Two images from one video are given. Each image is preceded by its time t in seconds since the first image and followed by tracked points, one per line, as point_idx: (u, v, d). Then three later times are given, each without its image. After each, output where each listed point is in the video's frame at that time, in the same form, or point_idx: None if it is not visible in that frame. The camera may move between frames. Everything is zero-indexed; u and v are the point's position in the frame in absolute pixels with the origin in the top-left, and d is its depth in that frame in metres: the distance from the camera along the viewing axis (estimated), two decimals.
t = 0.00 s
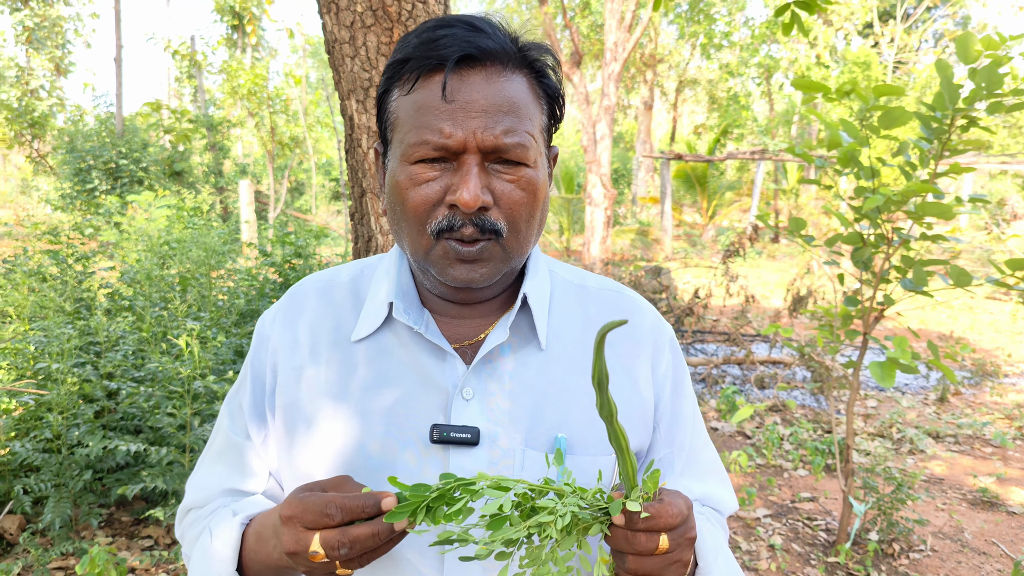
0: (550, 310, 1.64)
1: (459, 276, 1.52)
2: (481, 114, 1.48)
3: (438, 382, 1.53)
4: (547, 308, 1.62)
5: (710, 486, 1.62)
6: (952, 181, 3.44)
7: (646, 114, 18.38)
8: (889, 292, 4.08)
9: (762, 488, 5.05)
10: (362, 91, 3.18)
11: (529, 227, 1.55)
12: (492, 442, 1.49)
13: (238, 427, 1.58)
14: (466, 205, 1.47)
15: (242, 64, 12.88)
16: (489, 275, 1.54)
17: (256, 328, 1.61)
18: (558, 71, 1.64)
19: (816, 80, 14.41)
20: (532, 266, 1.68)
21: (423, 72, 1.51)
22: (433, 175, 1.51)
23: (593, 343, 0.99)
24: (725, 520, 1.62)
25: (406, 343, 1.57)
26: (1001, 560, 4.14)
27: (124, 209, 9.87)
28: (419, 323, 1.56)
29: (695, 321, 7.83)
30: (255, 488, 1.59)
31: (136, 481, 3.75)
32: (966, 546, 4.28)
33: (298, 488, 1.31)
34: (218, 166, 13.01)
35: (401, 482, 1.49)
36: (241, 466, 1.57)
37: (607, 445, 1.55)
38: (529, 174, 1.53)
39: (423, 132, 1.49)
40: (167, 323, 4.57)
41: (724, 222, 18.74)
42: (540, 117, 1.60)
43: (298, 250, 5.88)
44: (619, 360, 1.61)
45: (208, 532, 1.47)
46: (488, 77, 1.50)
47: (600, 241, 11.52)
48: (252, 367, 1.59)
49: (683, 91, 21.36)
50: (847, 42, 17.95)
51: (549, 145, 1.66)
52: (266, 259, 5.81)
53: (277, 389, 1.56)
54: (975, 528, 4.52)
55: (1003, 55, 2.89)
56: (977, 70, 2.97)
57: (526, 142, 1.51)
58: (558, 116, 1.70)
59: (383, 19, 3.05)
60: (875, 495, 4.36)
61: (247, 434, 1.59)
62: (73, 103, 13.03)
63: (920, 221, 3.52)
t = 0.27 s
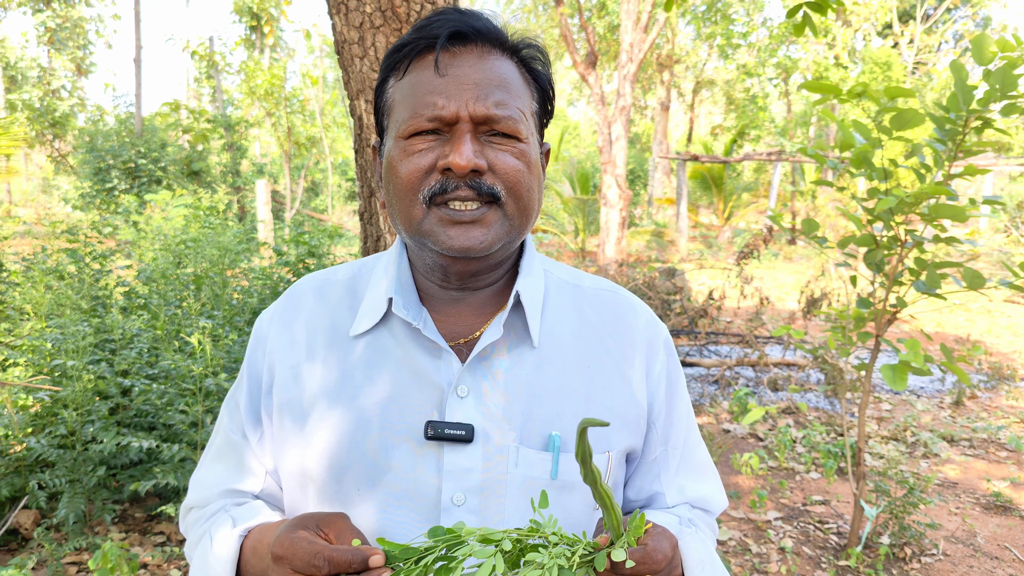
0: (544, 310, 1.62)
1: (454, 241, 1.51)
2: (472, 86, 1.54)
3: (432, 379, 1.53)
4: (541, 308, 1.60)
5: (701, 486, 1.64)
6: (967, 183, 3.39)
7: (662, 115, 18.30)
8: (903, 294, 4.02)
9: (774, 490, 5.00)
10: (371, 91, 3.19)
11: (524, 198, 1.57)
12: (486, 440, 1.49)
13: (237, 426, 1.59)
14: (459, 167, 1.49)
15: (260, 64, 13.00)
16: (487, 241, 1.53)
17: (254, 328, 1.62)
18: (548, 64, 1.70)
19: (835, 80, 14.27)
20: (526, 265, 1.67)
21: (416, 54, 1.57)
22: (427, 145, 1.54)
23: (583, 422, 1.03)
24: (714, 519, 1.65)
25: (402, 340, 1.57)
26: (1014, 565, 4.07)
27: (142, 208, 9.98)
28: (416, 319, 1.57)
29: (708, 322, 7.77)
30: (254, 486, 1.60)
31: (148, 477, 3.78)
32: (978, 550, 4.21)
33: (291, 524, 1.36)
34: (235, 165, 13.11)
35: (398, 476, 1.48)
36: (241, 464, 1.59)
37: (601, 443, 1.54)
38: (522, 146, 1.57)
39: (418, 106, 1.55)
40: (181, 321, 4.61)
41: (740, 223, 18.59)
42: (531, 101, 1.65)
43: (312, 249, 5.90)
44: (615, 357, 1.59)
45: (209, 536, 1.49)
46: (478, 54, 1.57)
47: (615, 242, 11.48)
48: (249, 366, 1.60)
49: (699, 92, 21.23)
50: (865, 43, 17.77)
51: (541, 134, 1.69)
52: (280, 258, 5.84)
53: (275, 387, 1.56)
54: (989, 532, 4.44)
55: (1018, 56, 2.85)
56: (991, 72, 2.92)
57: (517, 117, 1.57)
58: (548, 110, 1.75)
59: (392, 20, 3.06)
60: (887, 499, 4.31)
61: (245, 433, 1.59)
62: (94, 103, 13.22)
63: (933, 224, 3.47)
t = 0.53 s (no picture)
0: (550, 309, 1.60)
1: (462, 234, 1.49)
2: (489, 83, 1.52)
3: (439, 377, 1.51)
4: (548, 307, 1.58)
5: (707, 488, 1.61)
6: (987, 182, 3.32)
7: (679, 114, 18.19)
8: (923, 296, 3.95)
9: (790, 492, 4.94)
10: (385, 90, 3.18)
11: (535, 196, 1.55)
12: (491, 439, 1.47)
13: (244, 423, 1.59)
14: (473, 161, 1.47)
15: (279, 64, 13.11)
16: (496, 238, 1.50)
17: (262, 325, 1.61)
18: (563, 64, 1.69)
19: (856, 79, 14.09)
20: (533, 263, 1.64)
21: (433, 49, 1.56)
22: (440, 140, 1.53)
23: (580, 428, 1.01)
24: (720, 523, 1.62)
25: (409, 339, 1.55)
26: None
27: (162, 206, 10.10)
28: (423, 318, 1.55)
29: (725, 322, 7.69)
30: (261, 485, 1.60)
31: (165, 473, 3.82)
32: (998, 555, 4.12)
33: (294, 531, 1.36)
34: (254, 164, 13.20)
35: (403, 474, 1.47)
36: (248, 462, 1.59)
37: (607, 444, 1.52)
38: (535, 146, 1.56)
39: (433, 100, 1.53)
40: (198, 319, 4.65)
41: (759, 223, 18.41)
42: (546, 101, 1.63)
43: (328, 247, 5.91)
44: (622, 357, 1.57)
45: (216, 536, 1.49)
46: (496, 51, 1.55)
47: (632, 242, 11.42)
48: (257, 364, 1.59)
49: (718, 91, 21.06)
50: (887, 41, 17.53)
51: (553, 133, 1.67)
52: (297, 256, 5.87)
53: (282, 382, 1.56)
54: (1009, 536, 4.35)
55: None
56: (1012, 71, 2.86)
57: (532, 115, 1.55)
58: (563, 110, 1.73)
59: (406, 19, 3.06)
60: (905, 501, 4.24)
61: (252, 429, 1.59)
62: (115, 102, 13.39)
63: (952, 224, 3.40)
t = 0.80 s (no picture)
0: (565, 309, 1.58)
1: (483, 236, 1.48)
2: (507, 81, 1.51)
3: (453, 376, 1.50)
4: (562, 307, 1.57)
5: (720, 494, 1.58)
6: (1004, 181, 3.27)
7: (692, 112, 18.08)
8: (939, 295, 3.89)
9: (803, 493, 4.89)
10: (398, 89, 3.17)
11: (553, 196, 1.53)
12: (505, 439, 1.46)
13: (257, 419, 1.59)
14: (493, 161, 1.46)
15: (292, 64, 13.16)
16: (515, 238, 1.49)
17: (276, 321, 1.61)
18: (580, 61, 1.67)
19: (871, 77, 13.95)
20: (548, 263, 1.63)
21: (450, 48, 1.54)
22: (458, 139, 1.51)
23: (595, 418, 0.99)
24: (732, 528, 1.59)
25: (423, 337, 1.54)
26: None
27: (176, 205, 10.16)
28: (438, 316, 1.54)
29: (738, 321, 7.63)
30: (272, 480, 1.59)
31: (179, 471, 3.84)
32: (1015, 557, 4.06)
33: (303, 521, 1.35)
34: (268, 163, 13.24)
35: (415, 473, 1.46)
36: (259, 458, 1.58)
37: (621, 446, 1.50)
38: (554, 144, 1.54)
39: (451, 99, 1.52)
40: (211, 317, 4.66)
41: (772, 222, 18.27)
42: (563, 99, 1.62)
43: (341, 246, 5.92)
44: (637, 358, 1.55)
45: (227, 530, 1.49)
46: (514, 49, 1.54)
47: (644, 240, 11.37)
48: (270, 360, 1.59)
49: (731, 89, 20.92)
50: (902, 38, 17.34)
51: (570, 132, 1.65)
52: (310, 255, 5.87)
53: (295, 379, 1.55)
54: None
55: None
56: None
57: (550, 114, 1.54)
58: (579, 108, 1.72)
59: (418, 17, 3.05)
60: (920, 502, 4.18)
61: (265, 426, 1.59)
62: (130, 102, 13.49)
63: (969, 223, 3.35)
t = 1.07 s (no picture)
0: (581, 307, 1.57)
1: (498, 233, 1.47)
2: (522, 78, 1.49)
3: (468, 374, 1.49)
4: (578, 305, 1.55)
5: (734, 494, 1.57)
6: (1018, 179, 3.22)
7: (702, 109, 17.98)
8: (953, 293, 3.84)
9: (815, 491, 4.85)
10: (408, 87, 3.17)
11: (569, 193, 1.52)
12: (520, 438, 1.45)
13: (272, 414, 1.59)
14: (508, 158, 1.45)
15: (303, 63, 13.20)
16: (530, 235, 1.48)
17: (291, 318, 1.61)
18: (595, 58, 1.66)
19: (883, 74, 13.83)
20: (564, 262, 1.62)
21: (464, 45, 1.53)
22: (473, 137, 1.50)
23: (614, 424, 0.96)
24: (745, 528, 1.58)
25: (438, 335, 1.53)
26: None
27: (188, 203, 10.20)
28: (454, 313, 1.53)
29: (750, 319, 7.58)
30: (287, 475, 1.59)
31: (190, 468, 3.86)
32: None
33: (321, 518, 1.34)
34: (278, 162, 13.26)
35: (429, 470, 1.45)
36: (274, 453, 1.59)
37: (635, 445, 1.49)
38: (569, 141, 1.53)
39: (466, 96, 1.51)
40: (222, 315, 4.68)
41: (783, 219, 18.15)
42: (578, 96, 1.60)
43: (351, 244, 5.92)
44: (653, 357, 1.53)
45: (243, 524, 1.49)
46: (528, 46, 1.53)
47: (655, 238, 11.32)
48: (285, 355, 1.59)
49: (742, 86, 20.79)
50: (915, 35, 17.18)
51: (586, 128, 1.64)
52: (320, 253, 5.88)
53: (309, 375, 1.55)
54: None
55: None
56: None
57: (565, 110, 1.52)
58: (594, 105, 1.70)
59: (429, 15, 3.04)
60: (933, 501, 4.15)
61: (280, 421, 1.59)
62: (142, 101, 13.58)
63: (982, 220, 3.30)
